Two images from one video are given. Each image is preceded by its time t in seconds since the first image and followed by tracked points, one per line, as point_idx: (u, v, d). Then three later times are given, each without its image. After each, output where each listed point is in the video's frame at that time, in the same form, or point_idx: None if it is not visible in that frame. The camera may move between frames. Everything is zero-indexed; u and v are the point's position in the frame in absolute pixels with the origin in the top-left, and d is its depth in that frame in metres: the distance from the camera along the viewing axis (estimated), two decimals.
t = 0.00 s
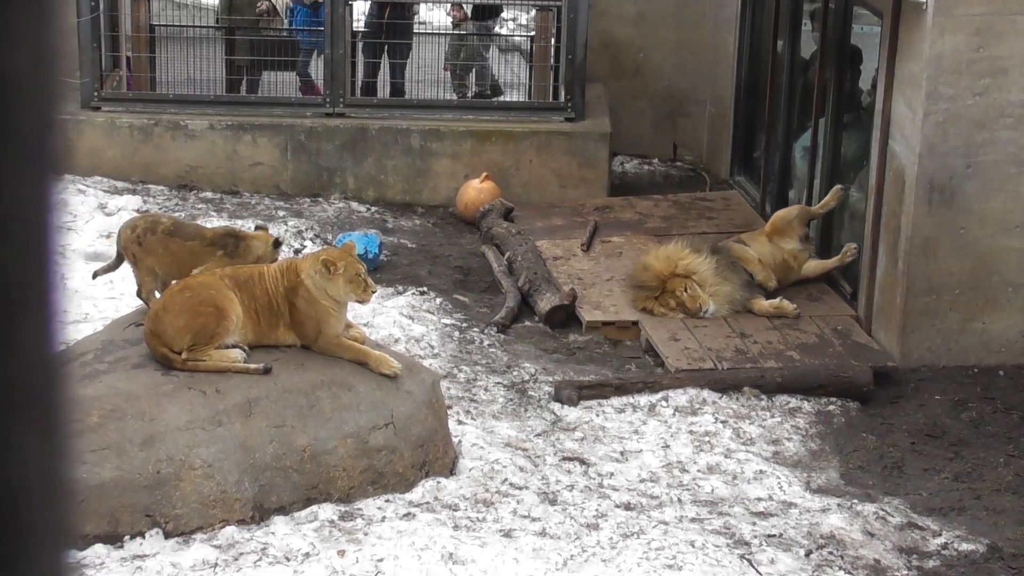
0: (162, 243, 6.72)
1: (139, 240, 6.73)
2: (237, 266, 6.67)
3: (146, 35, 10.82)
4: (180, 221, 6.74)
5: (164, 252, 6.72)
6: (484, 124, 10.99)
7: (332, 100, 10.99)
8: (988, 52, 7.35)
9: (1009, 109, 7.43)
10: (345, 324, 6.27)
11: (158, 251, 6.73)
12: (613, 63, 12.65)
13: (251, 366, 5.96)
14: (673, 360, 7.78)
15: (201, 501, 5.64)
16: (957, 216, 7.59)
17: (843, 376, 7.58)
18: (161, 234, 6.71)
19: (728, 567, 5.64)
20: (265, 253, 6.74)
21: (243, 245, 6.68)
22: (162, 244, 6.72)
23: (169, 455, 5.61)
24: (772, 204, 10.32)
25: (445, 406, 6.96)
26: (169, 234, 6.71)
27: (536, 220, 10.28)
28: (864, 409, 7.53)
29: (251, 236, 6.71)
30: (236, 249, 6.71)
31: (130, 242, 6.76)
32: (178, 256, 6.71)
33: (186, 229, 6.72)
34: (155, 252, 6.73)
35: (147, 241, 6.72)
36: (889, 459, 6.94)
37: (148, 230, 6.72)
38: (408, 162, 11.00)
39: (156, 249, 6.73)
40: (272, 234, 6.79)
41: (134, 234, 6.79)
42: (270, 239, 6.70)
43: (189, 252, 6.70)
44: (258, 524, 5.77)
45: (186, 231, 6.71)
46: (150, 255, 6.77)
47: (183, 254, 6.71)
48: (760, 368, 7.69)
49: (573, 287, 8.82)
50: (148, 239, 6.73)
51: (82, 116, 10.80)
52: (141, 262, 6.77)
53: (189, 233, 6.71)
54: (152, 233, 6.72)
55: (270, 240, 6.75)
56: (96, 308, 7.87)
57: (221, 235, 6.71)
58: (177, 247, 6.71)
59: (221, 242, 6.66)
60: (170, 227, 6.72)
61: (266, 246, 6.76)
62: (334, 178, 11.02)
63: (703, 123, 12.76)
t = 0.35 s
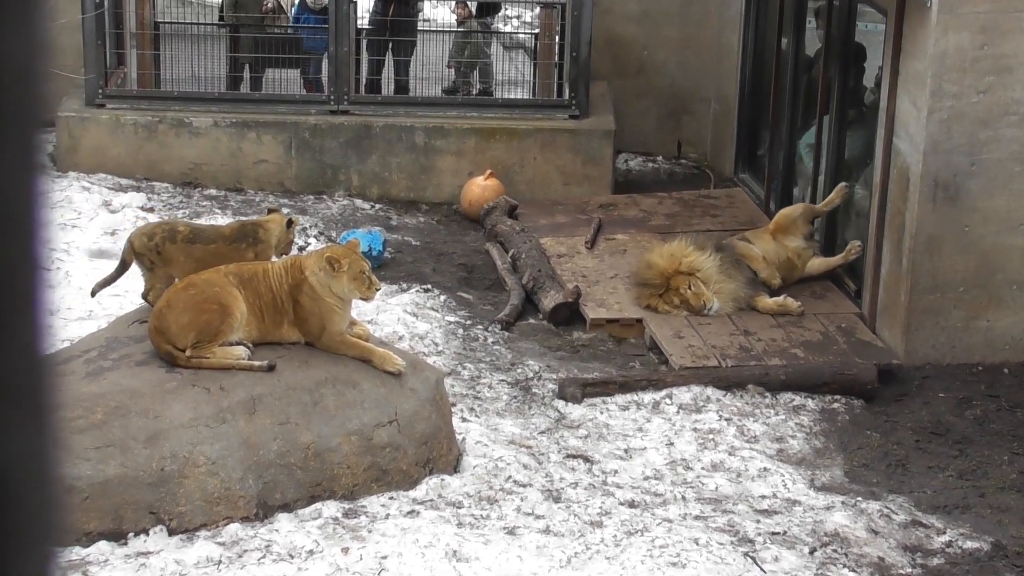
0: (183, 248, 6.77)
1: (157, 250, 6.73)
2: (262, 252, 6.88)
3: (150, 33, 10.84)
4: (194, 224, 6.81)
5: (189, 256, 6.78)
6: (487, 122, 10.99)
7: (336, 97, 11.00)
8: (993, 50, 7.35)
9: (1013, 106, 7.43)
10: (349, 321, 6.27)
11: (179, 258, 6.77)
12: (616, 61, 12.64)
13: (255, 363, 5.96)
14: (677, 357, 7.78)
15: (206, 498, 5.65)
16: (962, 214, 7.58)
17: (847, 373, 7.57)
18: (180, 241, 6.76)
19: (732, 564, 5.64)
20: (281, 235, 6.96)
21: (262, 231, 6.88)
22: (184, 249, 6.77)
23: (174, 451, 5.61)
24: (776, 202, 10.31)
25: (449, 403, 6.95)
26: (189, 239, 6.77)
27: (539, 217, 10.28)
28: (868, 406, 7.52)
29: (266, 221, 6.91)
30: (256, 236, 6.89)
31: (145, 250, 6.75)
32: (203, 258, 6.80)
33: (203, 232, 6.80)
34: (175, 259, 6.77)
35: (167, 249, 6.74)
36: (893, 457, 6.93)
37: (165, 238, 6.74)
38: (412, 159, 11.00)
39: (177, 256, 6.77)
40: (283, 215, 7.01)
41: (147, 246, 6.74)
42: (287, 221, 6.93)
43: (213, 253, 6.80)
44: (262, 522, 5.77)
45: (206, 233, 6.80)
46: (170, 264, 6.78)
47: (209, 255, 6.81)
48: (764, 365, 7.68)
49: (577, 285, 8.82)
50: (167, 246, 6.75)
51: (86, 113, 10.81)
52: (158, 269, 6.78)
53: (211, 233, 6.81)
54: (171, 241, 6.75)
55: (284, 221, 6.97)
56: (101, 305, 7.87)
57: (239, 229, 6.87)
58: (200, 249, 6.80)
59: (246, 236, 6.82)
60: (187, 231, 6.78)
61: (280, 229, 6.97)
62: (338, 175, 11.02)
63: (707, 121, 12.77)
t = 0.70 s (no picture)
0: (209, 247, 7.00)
1: (186, 250, 6.97)
2: (286, 247, 7.12)
3: (152, 33, 10.86)
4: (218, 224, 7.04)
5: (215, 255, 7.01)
6: (490, 121, 10.99)
7: (337, 96, 11.02)
8: (995, 47, 7.35)
9: (1015, 104, 7.42)
10: (351, 321, 6.28)
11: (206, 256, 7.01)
12: (618, 59, 12.63)
13: (257, 363, 5.97)
14: (679, 356, 7.77)
15: (208, 498, 5.65)
16: (964, 212, 7.58)
17: (849, 372, 7.56)
18: (206, 241, 6.99)
19: (735, 563, 5.64)
20: (306, 231, 7.17)
21: (285, 226, 7.12)
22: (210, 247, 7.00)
23: (176, 451, 5.61)
24: (778, 201, 10.31)
25: (451, 402, 6.96)
26: (213, 238, 7.00)
27: (541, 217, 10.28)
28: (871, 405, 7.51)
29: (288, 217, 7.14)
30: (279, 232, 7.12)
31: (172, 252, 6.98)
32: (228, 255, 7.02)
33: (227, 230, 7.03)
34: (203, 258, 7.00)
35: (193, 249, 6.98)
36: (895, 455, 6.92)
37: (192, 239, 6.98)
38: (414, 159, 11.01)
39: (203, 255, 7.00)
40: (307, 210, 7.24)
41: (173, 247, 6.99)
42: (310, 216, 7.14)
43: (238, 250, 7.03)
44: (264, 521, 5.77)
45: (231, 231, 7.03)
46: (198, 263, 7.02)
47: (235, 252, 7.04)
48: (766, 363, 7.67)
49: (579, 284, 8.82)
50: (193, 247, 6.99)
51: (88, 113, 10.82)
52: (187, 270, 7.02)
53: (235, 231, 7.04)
54: (197, 241, 6.98)
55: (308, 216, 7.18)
56: (103, 304, 7.88)
57: (264, 226, 7.09)
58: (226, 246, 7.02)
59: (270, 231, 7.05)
60: (212, 230, 7.01)
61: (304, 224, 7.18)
62: (340, 175, 11.03)
63: (709, 120, 12.77)
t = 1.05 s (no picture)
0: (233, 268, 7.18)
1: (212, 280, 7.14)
2: (304, 246, 7.29)
3: (155, 33, 10.86)
4: (234, 245, 7.20)
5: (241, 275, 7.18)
6: (492, 121, 10.99)
7: (340, 97, 11.00)
8: (997, 45, 7.34)
9: (1017, 102, 7.42)
10: (353, 321, 6.29)
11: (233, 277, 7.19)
12: (620, 58, 12.63)
13: (260, 363, 5.98)
14: (681, 356, 7.76)
15: (212, 499, 5.65)
16: (967, 210, 7.58)
17: (853, 370, 7.56)
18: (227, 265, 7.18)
19: (739, 562, 5.64)
20: (322, 225, 7.35)
21: (299, 226, 7.29)
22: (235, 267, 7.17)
23: (179, 452, 5.61)
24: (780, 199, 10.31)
25: (455, 402, 6.96)
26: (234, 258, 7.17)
27: (544, 216, 10.28)
28: (874, 403, 7.51)
29: (302, 216, 7.29)
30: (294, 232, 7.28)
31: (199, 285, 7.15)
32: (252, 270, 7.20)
33: (244, 248, 7.19)
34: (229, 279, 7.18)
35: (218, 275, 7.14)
36: (899, 454, 6.92)
37: (213, 266, 7.15)
38: (416, 158, 11.01)
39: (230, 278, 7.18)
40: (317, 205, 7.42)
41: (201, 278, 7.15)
42: (323, 211, 7.29)
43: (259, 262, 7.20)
44: (268, 521, 5.77)
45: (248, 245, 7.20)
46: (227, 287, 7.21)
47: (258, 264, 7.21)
48: (769, 362, 7.66)
49: (582, 283, 8.81)
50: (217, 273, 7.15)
51: (90, 114, 10.82)
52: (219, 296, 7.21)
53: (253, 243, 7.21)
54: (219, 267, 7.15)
55: (321, 211, 7.32)
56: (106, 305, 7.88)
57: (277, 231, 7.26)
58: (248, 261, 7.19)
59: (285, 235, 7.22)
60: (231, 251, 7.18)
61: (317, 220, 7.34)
62: (342, 176, 11.03)
63: (712, 119, 12.77)
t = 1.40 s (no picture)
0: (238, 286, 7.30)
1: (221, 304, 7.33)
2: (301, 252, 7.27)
3: (158, 33, 10.85)
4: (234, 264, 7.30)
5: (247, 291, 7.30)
6: (496, 120, 10.99)
7: (343, 96, 11.02)
8: (1001, 44, 7.34)
9: (1022, 101, 7.41)
10: (358, 320, 6.31)
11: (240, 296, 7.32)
12: (624, 57, 12.63)
13: (265, 363, 5.98)
14: (685, 355, 7.76)
15: (215, 498, 5.65)
16: (971, 209, 7.57)
17: (856, 369, 7.55)
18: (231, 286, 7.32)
19: (743, 561, 5.63)
20: (314, 228, 7.31)
21: (293, 234, 7.28)
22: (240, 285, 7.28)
23: (183, 451, 5.62)
24: (784, 199, 10.32)
25: (459, 401, 6.96)
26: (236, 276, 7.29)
27: (547, 215, 10.28)
28: (878, 403, 7.50)
29: (292, 224, 7.28)
30: (290, 240, 7.27)
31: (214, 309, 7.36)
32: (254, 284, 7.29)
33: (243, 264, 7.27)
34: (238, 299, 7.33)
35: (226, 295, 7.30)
36: (903, 453, 6.91)
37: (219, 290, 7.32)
38: (420, 158, 11.01)
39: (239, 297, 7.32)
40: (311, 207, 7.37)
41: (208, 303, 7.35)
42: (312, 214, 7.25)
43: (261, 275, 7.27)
44: (272, 521, 5.77)
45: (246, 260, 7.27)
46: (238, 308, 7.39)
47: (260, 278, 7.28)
48: (773, 361, 7.66)
49: (585, 283, 8.81)
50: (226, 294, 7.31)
51: (94, 114, 10.83)
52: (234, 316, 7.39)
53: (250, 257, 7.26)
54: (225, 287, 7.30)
55: (310, 215, 7.29)
56: (110, 305, 7.88)
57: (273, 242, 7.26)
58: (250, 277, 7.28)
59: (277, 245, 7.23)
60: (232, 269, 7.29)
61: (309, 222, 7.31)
62: (346, 175, 11.03)
63: (716, 118, 12.77)
